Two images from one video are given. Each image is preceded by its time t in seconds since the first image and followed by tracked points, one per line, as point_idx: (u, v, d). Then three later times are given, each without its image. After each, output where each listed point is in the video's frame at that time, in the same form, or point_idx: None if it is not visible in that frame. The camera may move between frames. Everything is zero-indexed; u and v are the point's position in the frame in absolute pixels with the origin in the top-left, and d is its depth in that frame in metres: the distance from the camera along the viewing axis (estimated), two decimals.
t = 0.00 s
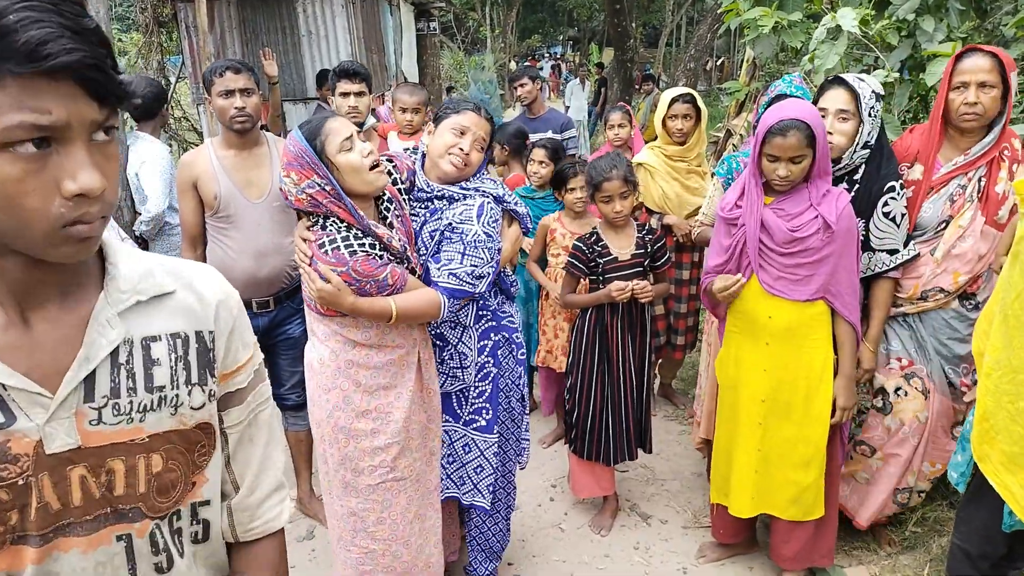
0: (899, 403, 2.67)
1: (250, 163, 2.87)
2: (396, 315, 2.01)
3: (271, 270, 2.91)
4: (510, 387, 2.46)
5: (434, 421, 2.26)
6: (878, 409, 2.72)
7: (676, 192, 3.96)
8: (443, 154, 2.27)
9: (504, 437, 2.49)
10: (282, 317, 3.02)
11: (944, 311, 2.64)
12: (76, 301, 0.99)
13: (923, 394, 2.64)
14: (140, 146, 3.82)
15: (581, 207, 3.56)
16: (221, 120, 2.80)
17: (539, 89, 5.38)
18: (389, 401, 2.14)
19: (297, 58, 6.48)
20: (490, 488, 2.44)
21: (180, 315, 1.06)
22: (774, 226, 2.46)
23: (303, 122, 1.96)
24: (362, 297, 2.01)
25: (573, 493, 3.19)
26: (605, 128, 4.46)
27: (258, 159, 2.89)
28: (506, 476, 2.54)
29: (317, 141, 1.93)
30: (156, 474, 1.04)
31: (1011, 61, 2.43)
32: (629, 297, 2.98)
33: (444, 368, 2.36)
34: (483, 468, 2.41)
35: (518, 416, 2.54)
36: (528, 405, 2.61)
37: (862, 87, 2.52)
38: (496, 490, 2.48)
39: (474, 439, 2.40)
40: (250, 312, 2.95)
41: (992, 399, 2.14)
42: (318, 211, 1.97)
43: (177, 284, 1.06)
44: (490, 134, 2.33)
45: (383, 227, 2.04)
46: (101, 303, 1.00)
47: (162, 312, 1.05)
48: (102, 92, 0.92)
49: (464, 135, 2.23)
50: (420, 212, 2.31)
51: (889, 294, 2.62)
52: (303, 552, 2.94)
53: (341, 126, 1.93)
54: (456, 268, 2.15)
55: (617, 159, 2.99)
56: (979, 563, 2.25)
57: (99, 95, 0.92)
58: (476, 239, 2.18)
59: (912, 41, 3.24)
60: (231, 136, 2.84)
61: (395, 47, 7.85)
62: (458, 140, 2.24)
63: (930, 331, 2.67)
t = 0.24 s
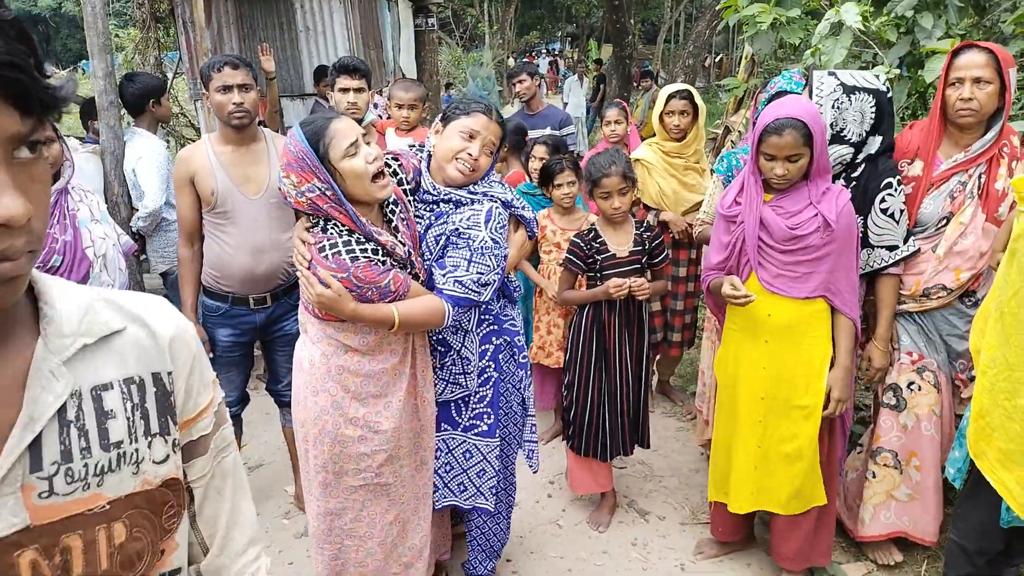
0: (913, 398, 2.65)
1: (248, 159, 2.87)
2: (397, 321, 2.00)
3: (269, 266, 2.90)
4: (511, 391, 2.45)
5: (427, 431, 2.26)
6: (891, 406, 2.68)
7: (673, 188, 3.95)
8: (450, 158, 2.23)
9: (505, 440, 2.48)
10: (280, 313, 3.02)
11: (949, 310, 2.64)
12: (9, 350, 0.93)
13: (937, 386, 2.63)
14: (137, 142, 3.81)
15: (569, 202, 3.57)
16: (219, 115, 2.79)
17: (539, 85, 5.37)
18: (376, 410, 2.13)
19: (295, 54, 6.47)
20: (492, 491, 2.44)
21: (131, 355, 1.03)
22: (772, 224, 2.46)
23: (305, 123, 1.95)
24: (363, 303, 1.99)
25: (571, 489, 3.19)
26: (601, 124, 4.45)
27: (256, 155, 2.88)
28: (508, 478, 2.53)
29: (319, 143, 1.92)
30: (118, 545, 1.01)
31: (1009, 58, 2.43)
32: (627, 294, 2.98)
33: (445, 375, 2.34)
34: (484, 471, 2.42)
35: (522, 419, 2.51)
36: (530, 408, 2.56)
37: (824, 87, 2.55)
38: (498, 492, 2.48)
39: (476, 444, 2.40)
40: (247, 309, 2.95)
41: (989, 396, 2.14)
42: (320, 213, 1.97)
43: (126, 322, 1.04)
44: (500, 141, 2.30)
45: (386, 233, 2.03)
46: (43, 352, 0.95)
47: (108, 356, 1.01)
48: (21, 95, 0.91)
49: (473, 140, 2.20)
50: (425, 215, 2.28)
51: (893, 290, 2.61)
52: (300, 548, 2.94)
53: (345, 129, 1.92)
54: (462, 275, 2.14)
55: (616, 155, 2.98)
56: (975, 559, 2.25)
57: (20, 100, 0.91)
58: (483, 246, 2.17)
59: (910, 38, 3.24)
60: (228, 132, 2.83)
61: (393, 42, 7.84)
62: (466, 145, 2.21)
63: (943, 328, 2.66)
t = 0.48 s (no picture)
0: (909, 392, 2.65)
1: (247, 151, 2.85)
2: (403, 321, 1.99)
3: (267, 259, 2.90)
4: (507, 388, 2.38)
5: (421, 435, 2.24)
6: (885, 401, 2.69)
7: (671, 181, 3.94)
8: (457, 151, 2.12)
9: (499, 438, 2.42)
10: (278, 307, 3.01)
11: (950, 303, 2.63)
12: None
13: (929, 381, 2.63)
14: (134, 134, 3.79)
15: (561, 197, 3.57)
16: (218, 107, 2.78)
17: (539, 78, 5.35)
18: (369, 412, 2.13)
19: (293, 46, 6.45)
20: (487, 491, 2.35)
21: None
22: (772, 217, 2.45)
23: (320, 115, 1.93)
24: (368, 302, 1.99)
25: (570, 482, 3.19)
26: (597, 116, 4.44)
27: (254, 147, 2.87)
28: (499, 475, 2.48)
29: (334, 136, 1.90)
30: None
31: (1012, 49, 2.41)
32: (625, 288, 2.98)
33: (441, 375, 2.26)
34: (479, 473, 2.32)
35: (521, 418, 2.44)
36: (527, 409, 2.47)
37: (804, 81, 2.56)
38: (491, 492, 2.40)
39: (472, 445, 2.30)
40: (245, 302, 2.94)
41: (985, 389, 2.14)
42: (329, 208, 1.97)
43: None
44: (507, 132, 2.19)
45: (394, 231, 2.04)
46: None
47: None
48: None
49: (482, 132, 2.08)
50: (430, 209, 2.19)
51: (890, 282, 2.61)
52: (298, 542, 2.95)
53: (361, 123, 1.91)
54: (469, 273, 2.07)
55: (615, 147, 2.97)
56: (972, 551, 2.26)
57: None
58: (489, 244, 2.09)
59: (911, 30, 3.22)
60: (227, 124, 2.81)
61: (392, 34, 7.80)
62: (474, 137, 2.09)
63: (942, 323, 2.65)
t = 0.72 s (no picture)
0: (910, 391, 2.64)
1: (247, 152, 2.85)
2: (427, 329, 1.91)
3: (266, 260, 2.90)
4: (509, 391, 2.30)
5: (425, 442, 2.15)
6: (875, 398, 2.71)
7: (670, 179, 3.93)
8: (473, 152, 2.05)
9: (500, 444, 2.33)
10: (277, 307, 3.01)
11: (954, 302, 2.62)
12: None
13: (915, 387, 2.62)
14: (133, 136, 3.79)
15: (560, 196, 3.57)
16: (218, 108, 2.77)
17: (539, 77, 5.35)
18: (379, 419, 2.03)
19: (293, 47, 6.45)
20: (491, 501, 2.24)
21: None
22: (772, 216, 2.44)
23: (339, 123, 1.86)
24: (389, 312, 1.91)
25: (571, 481, 3.18)
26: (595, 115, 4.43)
27: (255, 148, 2.86)
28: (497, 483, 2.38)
29: (354, 144, 1.84)
30: None
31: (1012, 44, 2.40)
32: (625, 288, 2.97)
33: (448, 378, 2.16)
34: (485, 480, 2.21)
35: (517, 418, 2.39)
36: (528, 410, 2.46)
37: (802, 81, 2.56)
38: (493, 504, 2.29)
39: (478, 450, 2.19)
40: (244, 303, 2.93)
41: (984, 388, 2.13)
42: (349, 219, 1.90)
43: None
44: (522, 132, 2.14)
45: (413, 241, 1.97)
46: None
47: None
48: None
49: (498, 132, 2.03)
50: (445, 213, 2.12)
51: (887, 283, 2.60)
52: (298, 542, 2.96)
53: (383, 132, 1.85)
54: (489, 277, 2.00)
55: (614, 146, 2.96)
56: (972, 550, 2.25)
57: None
58: (508, 248, 2.02)
59: (911, 27, 3.22)
60: (228, 125, 2.81)
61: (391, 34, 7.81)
62: (491, 137, 2.04)
63: (944, 323, 2.63)
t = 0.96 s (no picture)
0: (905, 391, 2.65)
1: (246, 150, 2.84)
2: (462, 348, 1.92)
3: (264, 258, 2.90)
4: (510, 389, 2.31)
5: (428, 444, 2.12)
6: (871, 398, 2.73)
7: (667, 177, 3.93)
8: (492, 154, 2.05)
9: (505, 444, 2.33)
10: (276, 306, 3.01)
11: (961, 302, 2.62)
12: None
13: (911, 389, 2.63)
14: (131, 135, 3.78)
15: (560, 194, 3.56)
16: (218, 106, 2.77)
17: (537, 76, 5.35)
18: (383, 425, 1.98)
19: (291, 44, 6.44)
20: (499, 502, 2.25)
21: None
22: (768, 214, 2.45)
23: (405, 155, 1.79)
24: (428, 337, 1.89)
25: (570, 480, 3.18)
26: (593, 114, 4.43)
27: (254, 146, 2.85)
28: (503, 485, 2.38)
29: (418, 183, 1.77)
30: None
31: (1017, 44, 2.41)
32: (623, 286, 2.98)
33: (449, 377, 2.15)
34: (489, 478, 2.21)
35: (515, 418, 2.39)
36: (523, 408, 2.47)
37: (810, 78, 2.53)
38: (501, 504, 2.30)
39: (481, 448, 2.19)
40: (243, 301, 2.93)
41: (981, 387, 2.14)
42: (395, 251, 1.85)
43: None
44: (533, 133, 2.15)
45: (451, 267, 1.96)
46: None
47: None
48: None
49: (516, 132, 2.04)
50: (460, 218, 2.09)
51: (888, 282, 2.60)
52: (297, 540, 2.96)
53: (446, 171, 1.79)
54: (515, 285, 1.99)
55: (612, 144, 2.96)
56: (970, 547, 2.26)
57: None
58: (529, 253, 2.01)
59: (909, 26, 3.22)
60: (227, 123, 2.80)
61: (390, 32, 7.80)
62: (508, 137, 2.04)
63: (951, 324, 2.63)
